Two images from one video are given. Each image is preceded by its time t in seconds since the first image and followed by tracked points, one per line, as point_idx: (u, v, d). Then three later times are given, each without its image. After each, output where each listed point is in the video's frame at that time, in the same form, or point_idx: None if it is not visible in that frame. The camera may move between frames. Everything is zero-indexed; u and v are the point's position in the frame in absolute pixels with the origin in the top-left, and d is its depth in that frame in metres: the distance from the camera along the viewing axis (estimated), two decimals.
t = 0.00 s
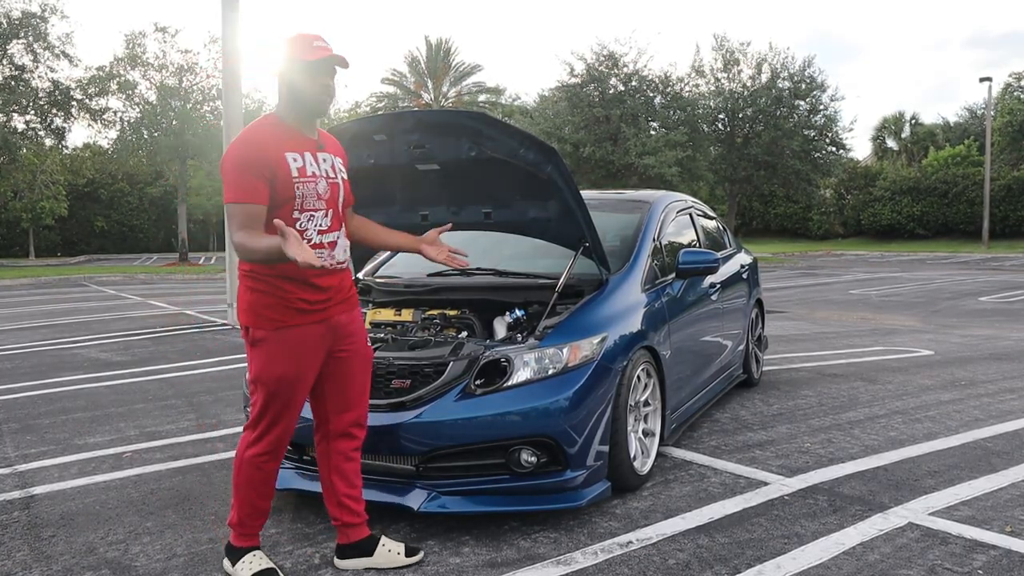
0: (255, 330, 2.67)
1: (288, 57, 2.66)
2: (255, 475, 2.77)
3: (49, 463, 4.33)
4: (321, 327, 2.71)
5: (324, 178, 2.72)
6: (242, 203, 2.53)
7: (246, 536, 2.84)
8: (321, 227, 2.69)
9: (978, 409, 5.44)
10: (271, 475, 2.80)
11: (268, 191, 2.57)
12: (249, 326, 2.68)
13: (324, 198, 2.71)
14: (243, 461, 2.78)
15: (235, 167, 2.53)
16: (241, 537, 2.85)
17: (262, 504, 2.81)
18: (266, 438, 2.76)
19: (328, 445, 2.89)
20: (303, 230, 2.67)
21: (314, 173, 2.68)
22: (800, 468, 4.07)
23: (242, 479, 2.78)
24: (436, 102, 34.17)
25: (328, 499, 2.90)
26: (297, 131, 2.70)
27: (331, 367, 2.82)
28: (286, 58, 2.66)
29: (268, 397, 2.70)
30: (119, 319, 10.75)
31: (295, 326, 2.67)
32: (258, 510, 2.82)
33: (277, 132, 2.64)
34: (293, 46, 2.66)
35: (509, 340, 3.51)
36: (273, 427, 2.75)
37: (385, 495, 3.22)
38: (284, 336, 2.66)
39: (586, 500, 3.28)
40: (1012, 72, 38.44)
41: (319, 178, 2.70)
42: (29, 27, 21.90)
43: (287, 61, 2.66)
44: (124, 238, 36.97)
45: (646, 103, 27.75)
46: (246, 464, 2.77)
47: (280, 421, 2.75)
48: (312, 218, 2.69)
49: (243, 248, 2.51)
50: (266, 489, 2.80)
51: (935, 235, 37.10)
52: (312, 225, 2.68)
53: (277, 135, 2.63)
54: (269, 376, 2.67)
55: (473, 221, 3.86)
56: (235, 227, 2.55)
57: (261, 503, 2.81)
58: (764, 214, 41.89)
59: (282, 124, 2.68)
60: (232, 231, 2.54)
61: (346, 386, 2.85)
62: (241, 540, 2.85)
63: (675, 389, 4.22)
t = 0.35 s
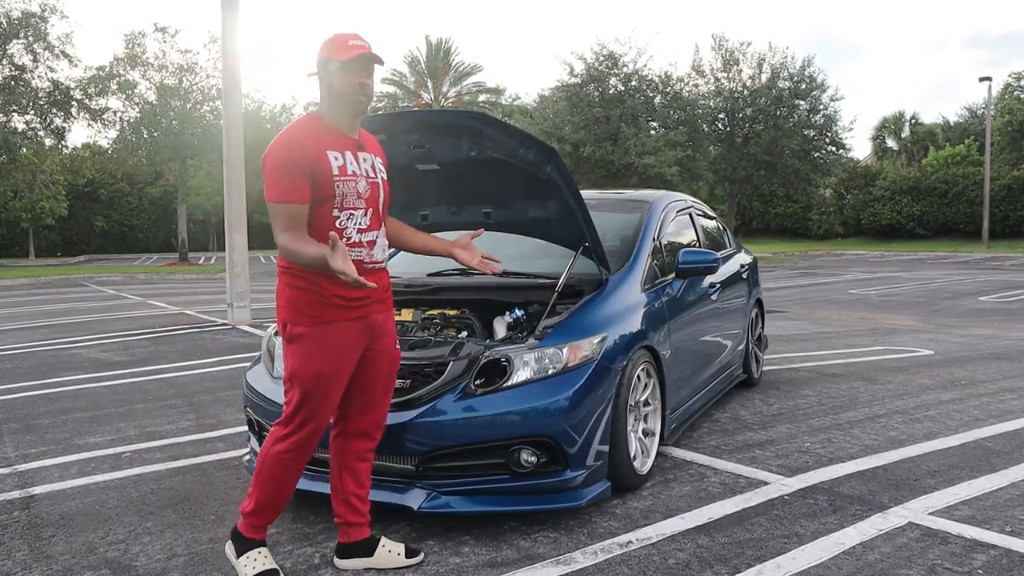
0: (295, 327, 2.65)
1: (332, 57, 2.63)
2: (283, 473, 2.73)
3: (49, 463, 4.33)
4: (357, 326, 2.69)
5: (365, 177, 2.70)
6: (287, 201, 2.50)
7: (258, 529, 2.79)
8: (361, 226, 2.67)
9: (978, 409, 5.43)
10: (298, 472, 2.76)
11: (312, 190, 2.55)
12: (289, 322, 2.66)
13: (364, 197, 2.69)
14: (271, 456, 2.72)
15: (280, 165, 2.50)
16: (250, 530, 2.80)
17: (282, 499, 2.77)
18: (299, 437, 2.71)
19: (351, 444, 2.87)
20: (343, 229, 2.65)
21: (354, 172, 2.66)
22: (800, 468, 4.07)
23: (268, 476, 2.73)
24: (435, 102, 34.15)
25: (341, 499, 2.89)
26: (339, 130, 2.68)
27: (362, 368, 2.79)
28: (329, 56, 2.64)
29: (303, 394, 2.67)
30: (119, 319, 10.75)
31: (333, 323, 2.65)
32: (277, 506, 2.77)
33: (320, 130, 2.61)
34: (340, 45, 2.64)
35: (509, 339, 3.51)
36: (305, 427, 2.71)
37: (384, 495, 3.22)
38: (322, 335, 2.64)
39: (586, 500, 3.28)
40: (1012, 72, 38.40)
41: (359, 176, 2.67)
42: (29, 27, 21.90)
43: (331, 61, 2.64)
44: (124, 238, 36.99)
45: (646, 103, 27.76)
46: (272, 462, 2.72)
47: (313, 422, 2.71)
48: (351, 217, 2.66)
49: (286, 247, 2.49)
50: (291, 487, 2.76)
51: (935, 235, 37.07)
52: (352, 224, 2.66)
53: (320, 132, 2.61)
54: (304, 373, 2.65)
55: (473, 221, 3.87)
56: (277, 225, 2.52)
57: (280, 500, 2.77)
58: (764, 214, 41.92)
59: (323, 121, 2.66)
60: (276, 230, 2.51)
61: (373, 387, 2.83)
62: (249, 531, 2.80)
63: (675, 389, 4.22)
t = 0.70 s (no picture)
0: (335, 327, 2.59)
1: (345, 57, 2.61)
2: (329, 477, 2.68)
3: (49, 463, 4.33)
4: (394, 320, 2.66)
5: (389, 170, 2.67)
6: (318, 195, 2.45)
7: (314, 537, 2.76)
8: (391, 216, 2.64)
9: (978, 409, 5.43)
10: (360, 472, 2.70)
11: (345, 184, 2.52)
12: (328, 320, 2.59)
13: (390, 187, 2.66)
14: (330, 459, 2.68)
15: (310, 163, 2.45)
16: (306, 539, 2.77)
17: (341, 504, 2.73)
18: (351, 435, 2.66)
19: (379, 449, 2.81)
20: (373, 219, 2.61)
21: (379, 163, 2.62)
22: (800, 468, 4.07)
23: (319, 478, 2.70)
24: (435, 101, 34.15)
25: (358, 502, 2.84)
26: (359, 126, 2.64)
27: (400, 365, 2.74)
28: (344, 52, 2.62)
29: (348, 394, 2.61)
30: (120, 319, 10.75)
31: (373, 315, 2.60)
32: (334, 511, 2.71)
33: (344, 125, 2.58)
34: (353, 44, 2.61)
35: (509, 339, 3.50)
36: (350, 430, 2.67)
37: (384, 495, 3.22)
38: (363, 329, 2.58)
39: (586, 499, 3.28)
40: (1012, 71, 38.40)
41: (384, 168, 2.64)
42: (29, 27, 21.89)
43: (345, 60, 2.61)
44: (124, 238, 37.00)
45: (646, 103, 27.76)
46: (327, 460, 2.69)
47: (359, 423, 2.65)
48: (381, 207, 2.63)
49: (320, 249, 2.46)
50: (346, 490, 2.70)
51: (935, 235, 37.07)
52: (381, 214, 2.63)
53: (342, 128, 2.57)
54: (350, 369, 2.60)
55: (473, 220, 3.87)
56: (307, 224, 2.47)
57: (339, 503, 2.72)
58: (764, 214, 41.94)
59: (342, 119, 2.62)
60: (305, 227, 2.47)
61: (410, 385, 2.79)
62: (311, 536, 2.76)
63: (675, 389, 4.23)
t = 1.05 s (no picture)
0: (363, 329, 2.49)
1: (359, 58, 2.53)
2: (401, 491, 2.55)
3: (49, 463, 4.33)
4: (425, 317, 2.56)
5: (417, 168, 2.57)
6: (330, 197, 2.37)
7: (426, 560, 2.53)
8: (417, 215, 2.55)
9: (978, 409, 5.43)
10: (429, 480, 2.55)
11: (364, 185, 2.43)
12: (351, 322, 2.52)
13: (417, 185, 2.56)
14: (409, 471, 2.53)
15: (321, 166, 2.37)
16: (417, 567, 2.53)
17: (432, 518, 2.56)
18: (417, 442, 2.53)
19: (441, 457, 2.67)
20: (400, 220, 2.52)
21: (406, 161, 2.53)
22: (800, 468, 4.07)
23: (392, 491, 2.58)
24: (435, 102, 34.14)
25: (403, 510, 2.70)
26: (385, 124, 2.55)
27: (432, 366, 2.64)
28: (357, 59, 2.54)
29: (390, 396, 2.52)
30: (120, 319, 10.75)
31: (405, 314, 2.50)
32: (418, 529, 2.53)
33: (364, 122, 2.49)
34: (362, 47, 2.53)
35: (509, 339, 3.50)
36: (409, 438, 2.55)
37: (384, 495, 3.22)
38: (401, 327, 2.50)
39: (586, 499, 3.28)
40: (1012, 71, 38.37)
41: (411, 166, 2.54)
42: (29, 27, 21.87)
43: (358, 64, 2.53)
44: (125, 238, 37.04)
45: (646, 103, 27.77)
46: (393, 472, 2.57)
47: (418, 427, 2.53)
48: (407, 206, 2.53)
49: (326, 254, 2.38)
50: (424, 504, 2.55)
51: (935, 235, 37.08)
52: (408, 213, 2.54)
53: (365, 125, 2.48)
54: (401, 371, 2.49)
55: (472, 221, 3.87)
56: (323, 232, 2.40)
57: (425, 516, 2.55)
58: (764, 214, 41.96)
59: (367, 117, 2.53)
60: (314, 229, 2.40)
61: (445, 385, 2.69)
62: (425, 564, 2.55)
63: (675, 389, 4.22)
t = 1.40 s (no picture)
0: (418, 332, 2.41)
1: (418, 47, 2.42)
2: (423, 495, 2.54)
3: (49, 463, 4.33)
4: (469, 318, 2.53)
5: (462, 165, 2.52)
6: (408, 197, 2.23)
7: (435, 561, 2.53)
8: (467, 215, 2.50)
9: (978, 409, 5.43)
10: (452, 487, 2.56)
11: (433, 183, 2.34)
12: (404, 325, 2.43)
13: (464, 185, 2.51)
14: (433, 480, 2.53)
15: (393, 160, 2.24)
16: (422, 567, 2.53)
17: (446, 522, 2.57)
18: (447, 450, 2.52)
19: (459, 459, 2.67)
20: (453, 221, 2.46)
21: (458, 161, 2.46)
22: (800, 468, 4.07)
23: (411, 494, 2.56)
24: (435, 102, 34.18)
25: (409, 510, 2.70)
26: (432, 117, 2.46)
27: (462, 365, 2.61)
28: (410, 43, 2.43)
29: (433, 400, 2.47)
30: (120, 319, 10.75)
31: (460, 318, 2.46)
32: (429, 536, 2.52)
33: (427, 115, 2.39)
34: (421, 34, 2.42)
35: (509, 339, 3.50)
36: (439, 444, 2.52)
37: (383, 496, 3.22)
38: (457, 333, 2.43)
39: (586, 499, 3.28)
40: (1012, 71, 38.37)
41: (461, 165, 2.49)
42: (29, 28, 21.86)
43: (415, 48, 2.42)
44: (124, 238, 37.05)
45: (646, 103, 27.77)
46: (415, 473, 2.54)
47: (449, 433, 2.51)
48: (458, 206, 2.48)
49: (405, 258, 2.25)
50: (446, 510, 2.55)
51: (935, 235, 37.08)
52: (459, 214, 2.49)
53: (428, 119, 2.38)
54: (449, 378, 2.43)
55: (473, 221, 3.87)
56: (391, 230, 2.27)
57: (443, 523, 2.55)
58: (764, 214, 41.98)
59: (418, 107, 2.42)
60: (381, 228, 2.25)
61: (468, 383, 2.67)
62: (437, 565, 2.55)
63: (675, 389, 4.22)
